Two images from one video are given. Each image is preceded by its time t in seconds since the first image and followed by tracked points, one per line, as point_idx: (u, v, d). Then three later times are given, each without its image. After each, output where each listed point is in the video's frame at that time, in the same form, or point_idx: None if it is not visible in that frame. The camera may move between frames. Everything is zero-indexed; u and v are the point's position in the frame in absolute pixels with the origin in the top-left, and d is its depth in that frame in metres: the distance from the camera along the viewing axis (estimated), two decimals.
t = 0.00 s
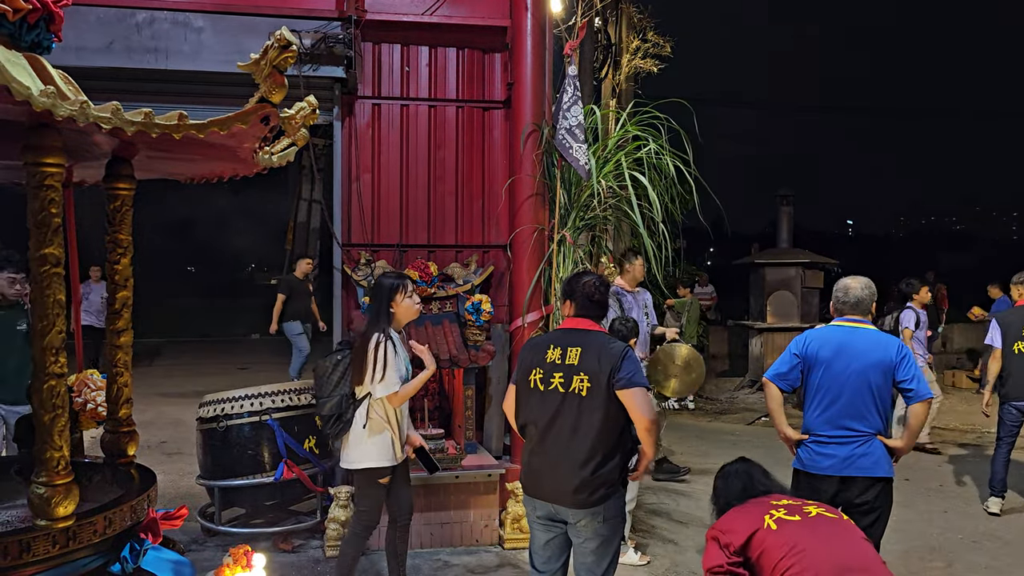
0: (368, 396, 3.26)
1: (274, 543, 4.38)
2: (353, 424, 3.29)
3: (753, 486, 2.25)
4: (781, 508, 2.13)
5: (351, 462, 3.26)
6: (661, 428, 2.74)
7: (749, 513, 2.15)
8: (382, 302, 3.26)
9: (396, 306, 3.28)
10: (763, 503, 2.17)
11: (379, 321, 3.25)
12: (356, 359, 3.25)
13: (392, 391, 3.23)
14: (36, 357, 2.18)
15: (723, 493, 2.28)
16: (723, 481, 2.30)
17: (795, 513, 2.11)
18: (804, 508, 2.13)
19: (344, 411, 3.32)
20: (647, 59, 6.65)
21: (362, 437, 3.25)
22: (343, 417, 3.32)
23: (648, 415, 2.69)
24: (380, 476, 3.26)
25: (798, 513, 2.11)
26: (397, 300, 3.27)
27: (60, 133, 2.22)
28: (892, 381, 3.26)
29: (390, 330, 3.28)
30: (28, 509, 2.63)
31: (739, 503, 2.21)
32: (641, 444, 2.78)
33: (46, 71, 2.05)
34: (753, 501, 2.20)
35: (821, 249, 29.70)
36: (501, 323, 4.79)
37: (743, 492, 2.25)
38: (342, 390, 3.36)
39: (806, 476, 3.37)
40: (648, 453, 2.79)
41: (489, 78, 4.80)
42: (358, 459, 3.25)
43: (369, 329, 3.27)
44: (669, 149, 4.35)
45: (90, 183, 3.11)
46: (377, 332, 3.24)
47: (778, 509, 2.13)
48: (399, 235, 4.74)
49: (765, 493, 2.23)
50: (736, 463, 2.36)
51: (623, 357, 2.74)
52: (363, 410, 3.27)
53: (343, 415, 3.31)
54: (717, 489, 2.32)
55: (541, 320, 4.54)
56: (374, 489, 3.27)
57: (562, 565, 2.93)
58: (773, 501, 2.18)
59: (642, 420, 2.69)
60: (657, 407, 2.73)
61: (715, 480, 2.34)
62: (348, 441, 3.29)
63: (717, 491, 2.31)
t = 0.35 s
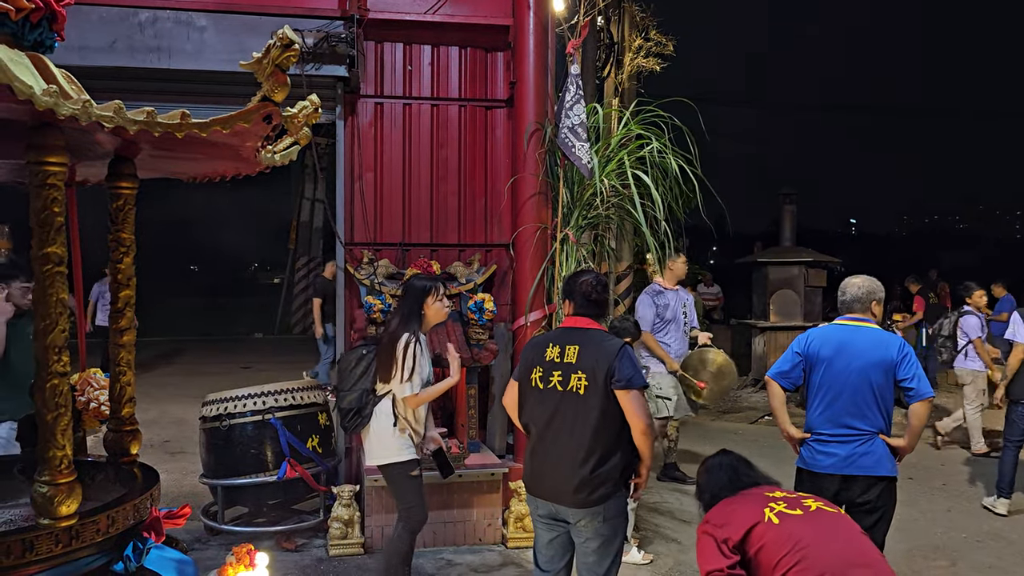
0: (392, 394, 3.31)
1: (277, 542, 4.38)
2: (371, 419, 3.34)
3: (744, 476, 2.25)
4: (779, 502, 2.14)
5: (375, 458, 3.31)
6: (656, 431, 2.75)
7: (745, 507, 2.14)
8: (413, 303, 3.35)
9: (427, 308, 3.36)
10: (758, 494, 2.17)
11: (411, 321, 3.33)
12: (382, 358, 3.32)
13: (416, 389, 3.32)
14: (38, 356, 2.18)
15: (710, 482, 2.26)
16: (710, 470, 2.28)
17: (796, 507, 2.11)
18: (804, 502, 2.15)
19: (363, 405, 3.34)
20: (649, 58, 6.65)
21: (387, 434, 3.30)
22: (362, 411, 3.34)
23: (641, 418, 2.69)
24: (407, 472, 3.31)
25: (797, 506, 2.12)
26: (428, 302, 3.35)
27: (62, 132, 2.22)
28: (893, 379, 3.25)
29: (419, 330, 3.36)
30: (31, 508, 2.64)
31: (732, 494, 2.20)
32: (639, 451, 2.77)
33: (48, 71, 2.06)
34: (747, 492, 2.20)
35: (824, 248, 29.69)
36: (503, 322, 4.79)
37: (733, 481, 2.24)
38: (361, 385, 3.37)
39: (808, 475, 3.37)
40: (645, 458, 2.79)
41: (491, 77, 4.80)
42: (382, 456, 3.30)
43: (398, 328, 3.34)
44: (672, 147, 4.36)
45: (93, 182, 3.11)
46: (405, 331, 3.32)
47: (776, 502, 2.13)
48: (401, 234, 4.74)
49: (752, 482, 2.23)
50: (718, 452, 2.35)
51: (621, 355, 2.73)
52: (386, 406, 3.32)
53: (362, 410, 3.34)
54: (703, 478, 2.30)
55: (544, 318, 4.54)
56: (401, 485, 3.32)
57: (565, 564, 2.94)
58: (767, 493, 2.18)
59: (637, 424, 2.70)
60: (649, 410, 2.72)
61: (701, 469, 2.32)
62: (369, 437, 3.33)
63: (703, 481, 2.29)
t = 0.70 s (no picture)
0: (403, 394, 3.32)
1: (277, 540, 4.37)
2: (381, 418, 3.34)
3: (780, 472, 2.10)
4: (831, 502, 1.98)
5: (381, 457, 3.33)
6: (659, 424, 2.72)
7: (796, 506, 1.97)
8: (431, 303, 3.33)
9: (445, 308, 3.37)
10: (807, 493, 2.01)
11: (429, 322, 3.31)
12: (398, 357, 3.30)
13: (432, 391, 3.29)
14: (36, 354, 2.18)
15: (745, 476, 2.09)
16: (745, 463, 2.11)
17: (851, 508, 1.97)
18: (855, 501, 2.01)
19: (374, 404, 3.37)
20: (649, 56, 6.64)
21: (396, 434, 3.30)
22: (372, 409, 3.35)
23: (644, 412, 2.67)
24: (413, 472, 3.32)
25: (851, 508, 1.97)
26: (446, 302, 3.36)
27: (59, 129, 2.22)
28: (891, 378, 3.24)
29: (437, 331, 3.35)
30: (30, 505, 2.64)
31: (779, 492, 2.03)
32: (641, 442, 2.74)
33: (45, 67, 2.05)
34: (793, 489, 2.04)
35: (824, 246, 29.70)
36: (503, 319, 4.79)
37: (770, 476, 2.09)
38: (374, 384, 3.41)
39: (808, 473, 3.37)
40: (651, 457, 2.76)
41: (490, 74, 4.80)
42: (389, 455, 3.30)
43: (415, 328, 3.31)
44: (671, 144, 4.36)
45: (92, 179, 3.10)
46: (423, 332, 3.30)
47: (829, 503, 1.97)
48: (400, 231, 4.73)
49: (785, 477, 2.09)
50: (748, 443, 2.19)
51: (616, 353, 2.73)
52: (397, 405, 3.32)
53: (372, 408, 3.36)
54: (735, 471, 2.12)
55: (543, 316, 4.54)
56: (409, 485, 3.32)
57: (565, 562, 2.93)
58: (816, 491, 2.02)
59: (639, 417, 2.68)
60: (651, 402, 2.71)
61: (732, 461, 2.14)
62: (376, 436, 3.35)
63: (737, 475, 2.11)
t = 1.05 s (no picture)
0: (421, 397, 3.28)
1: (277, 539, 4.38)
2: (400, 423, 3.33)
3: (806, 473, 2.03)
4: (871, 501, 1.93)
5: (398, 463, 3.32)
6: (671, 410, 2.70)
7: (838, 503, 1.91)
8: (448, 303, 3.30)
9: (462, 307, 3.34)
10: (844, 492, 1.95)
11: (448, 322, 3.28)
12: (417, 359, 3.24)
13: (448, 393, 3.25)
14: (36, 353, 2.17)
15: (773, 478, 1.99)
16: (770, 465, 2.01)
17: (893, 506, 1.93)
18: (889, 500, 1.97)
19: (393, 408, 3.32)
20: (650, 56, 6.64)
21: (415, 440, 3.30)
22: (392, 414, 3.32)
23: (652, 398, 2.65)
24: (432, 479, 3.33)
25: (892, 506, 1.94)
26: (462, 301, 3.34)
27: (60, 128, 2.22)
28: (893, 378, 3.24)
29: (455, 332, 3.31)
30: (30, 504, 2.64)
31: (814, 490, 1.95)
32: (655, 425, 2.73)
33: (45, 66, 2.05)
34: (828, 488, 1.97)
35: (823, 245, 29.71)
36: (503, 319, 4.79)
37: (798, 477, 2.01)
38: (392, 388, 3.37)
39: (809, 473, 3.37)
40: (672, 434, 2.77)
41: (490, 74, 4.79)
42: (409, 461, 3.30)
43: (433, 330, 3.25)
44: (672, 144, 4.36)
45: (92, 178, 3.09)
46: (443, 333, 3.25)
47: (871, 501, 1.93)
48: (401, 230, 4.73)
49: (813, 477, 2.02)
50: (767, 446, 2.10)
51: (614, 351, 2.73)
52: (416, 410, 3.34)
53: (391, 412, 3.32)
54: (763, 474, 2.01)
55: (544, 316, 4.52)
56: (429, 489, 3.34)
57: (564, 561, 2.93)
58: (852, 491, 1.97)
59: (648, 404, 2.65)
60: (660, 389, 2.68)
61: (757, 463, 2.04)
62: (395, 441, 3.33)
63: (766, 475, 2.01)
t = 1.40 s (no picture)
0: (441, 402, 3.31)
1: (280, 537, 4.38)
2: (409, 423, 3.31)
3: (798, 482, 1.97)
4: (866, 504, 1.91)
5: (405, 463, 3.32)
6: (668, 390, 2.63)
7: (835, 506, 1.87)
8: (469, 310, 3.29)
9: (481, 314, 3.33)
10: (837, 498, 1.92)
11: (471, 330, 3.28)
12: (440, 365, 3.26)
13: (471, 400, 3.32)
14: (41, 351, 2.18)
15: (765, 491, 1.94)
16: (764, 478, 1.95)
17: (888, 507, 1.91)
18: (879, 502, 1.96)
19: (405, 406, 3.28)
20: (653, 54, 6.63)
21: (423, 442, 3.31)
22: (401, 413, 3.27)
23: (654, 375, 2.58)
24: (436, 478, 3.36)
25: (887, 507, 1.92)
26: (483, 308, 3.33)
27: (64, 127, 2.22)
28: (898, 376, 3.24)
29: (475, 338, 3.32)
30: (35, 502, 2.65)
31: (808, 496, 1.91)
32: (648, 405, 2.65)
33: (50, 64, 2.05)
34: (821, 494, 1.94)
35: (826, 244, 29.66)
36: (506, 318, 4.80)
37: (791, 488, 1.95)
38: (405, 385, 3.30)
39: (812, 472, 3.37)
40: (655, 418, 2.68)
41: (493, 72, 4.80)
42: (414, 461, 3.31)
43: (457, 337, 3.25)
44: (675, 143, 4.36)
45: (96, 177, 3.10)
46: (465, 341, 3.27)
47: (865, 504, 1.91)
48: (404, 228, 4.74)
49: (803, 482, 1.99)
50: (758, 458, 2.04)
51: (615, 346, 2.72)
52: (428, 412, 3.33)
53: (402, 409, 3.27)
54: (756, 484, 1.96)
55: (546, 314, 4.52)
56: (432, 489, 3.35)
57: (564, 559, 2.94)
58: (845, 497, 1.94)
59: (650, 380, 2.59)
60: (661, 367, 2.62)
61: (748, 474, 1.99)
62: (402, 440, 3.32)
63: (757, 486, 1.95)
